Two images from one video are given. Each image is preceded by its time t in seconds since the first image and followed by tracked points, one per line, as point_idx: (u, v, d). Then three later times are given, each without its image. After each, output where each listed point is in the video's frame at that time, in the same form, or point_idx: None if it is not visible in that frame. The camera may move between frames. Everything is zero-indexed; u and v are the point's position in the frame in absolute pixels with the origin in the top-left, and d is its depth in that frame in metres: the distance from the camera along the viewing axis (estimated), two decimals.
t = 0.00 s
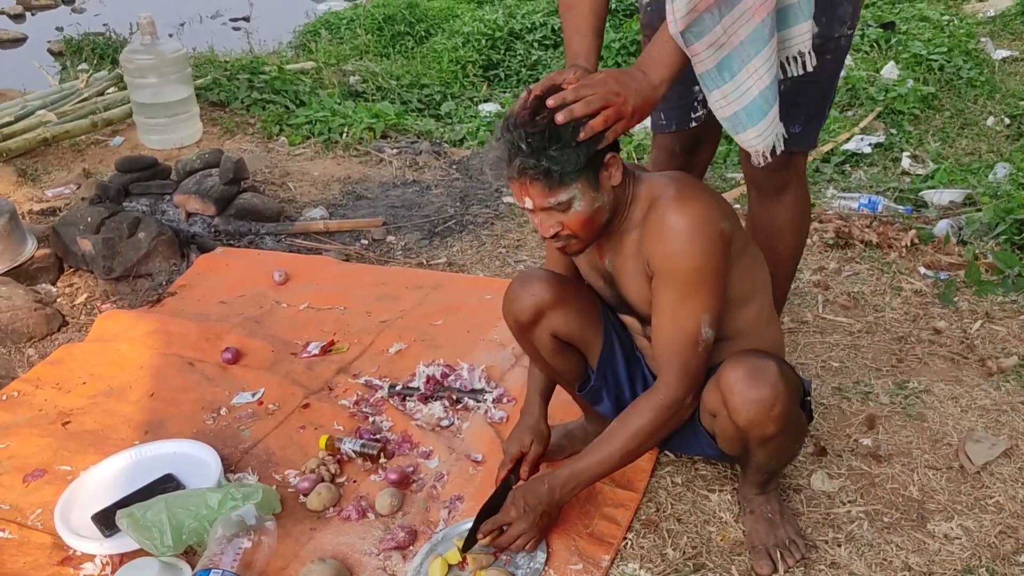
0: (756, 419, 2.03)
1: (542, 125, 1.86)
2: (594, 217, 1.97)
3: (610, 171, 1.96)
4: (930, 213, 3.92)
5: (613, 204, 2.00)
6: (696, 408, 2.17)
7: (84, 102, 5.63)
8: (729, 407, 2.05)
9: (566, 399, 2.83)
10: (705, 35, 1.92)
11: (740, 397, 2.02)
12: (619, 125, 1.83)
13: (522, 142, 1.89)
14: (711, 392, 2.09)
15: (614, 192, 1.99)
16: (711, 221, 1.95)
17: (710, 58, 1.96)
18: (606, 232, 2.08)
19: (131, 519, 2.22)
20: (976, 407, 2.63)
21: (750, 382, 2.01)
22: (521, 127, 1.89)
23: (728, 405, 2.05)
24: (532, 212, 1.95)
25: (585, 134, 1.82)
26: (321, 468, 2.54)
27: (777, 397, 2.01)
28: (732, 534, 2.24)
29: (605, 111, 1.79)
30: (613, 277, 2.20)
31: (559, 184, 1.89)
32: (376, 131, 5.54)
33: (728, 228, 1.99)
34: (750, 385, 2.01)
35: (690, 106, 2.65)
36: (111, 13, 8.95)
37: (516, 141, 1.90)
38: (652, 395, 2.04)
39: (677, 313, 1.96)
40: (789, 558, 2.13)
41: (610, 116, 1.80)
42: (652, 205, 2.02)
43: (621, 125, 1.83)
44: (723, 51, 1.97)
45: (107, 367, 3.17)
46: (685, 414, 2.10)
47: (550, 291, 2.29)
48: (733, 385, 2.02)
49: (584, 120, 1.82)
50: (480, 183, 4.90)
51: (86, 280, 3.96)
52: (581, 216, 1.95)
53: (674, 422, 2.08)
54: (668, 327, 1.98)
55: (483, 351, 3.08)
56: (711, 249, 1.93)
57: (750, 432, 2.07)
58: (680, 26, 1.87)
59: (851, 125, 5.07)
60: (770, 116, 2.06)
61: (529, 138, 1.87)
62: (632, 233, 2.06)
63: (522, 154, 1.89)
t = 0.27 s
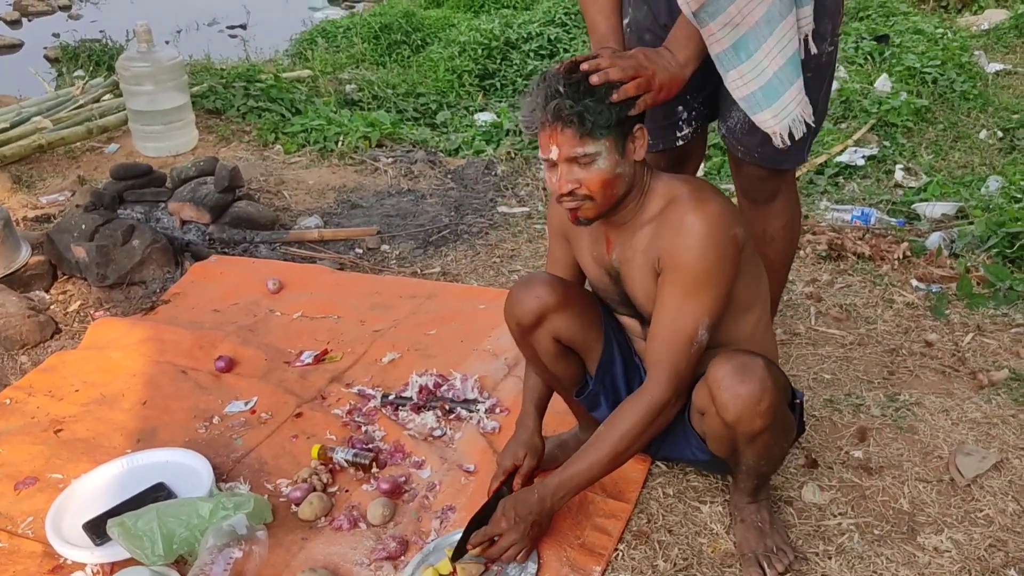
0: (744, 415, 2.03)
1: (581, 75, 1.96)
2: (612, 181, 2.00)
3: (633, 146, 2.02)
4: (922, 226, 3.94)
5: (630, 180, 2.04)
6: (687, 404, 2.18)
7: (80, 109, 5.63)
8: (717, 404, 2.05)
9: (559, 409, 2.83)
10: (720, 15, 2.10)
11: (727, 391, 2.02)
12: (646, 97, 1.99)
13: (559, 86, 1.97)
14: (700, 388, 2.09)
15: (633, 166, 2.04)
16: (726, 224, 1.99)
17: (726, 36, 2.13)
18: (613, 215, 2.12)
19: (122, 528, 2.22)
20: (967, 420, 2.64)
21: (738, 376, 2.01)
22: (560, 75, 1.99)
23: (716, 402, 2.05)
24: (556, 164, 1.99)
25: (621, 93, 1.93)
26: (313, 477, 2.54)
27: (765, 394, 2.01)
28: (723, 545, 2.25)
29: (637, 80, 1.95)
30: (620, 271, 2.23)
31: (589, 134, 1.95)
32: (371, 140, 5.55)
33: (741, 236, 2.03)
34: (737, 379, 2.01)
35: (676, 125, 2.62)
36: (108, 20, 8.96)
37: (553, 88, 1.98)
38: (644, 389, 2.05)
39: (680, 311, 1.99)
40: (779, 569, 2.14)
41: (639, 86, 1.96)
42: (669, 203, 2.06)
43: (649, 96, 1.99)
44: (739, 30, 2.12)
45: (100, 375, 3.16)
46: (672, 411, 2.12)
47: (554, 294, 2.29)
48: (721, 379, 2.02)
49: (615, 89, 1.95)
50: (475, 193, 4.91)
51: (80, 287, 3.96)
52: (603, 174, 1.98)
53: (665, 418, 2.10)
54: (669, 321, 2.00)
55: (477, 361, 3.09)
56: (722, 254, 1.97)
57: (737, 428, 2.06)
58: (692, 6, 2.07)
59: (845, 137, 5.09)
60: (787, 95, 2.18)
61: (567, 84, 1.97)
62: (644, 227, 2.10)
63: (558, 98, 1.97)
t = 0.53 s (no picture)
0: (728, 407, 2.02)
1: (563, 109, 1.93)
2: (606, 207, 2.01)
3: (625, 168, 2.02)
4: (912, 234, 3.96)
5: (624, 203, 2.05)
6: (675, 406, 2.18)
7: (72, 114, 5.62)
8: (704, 397, 2.05)
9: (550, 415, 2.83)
10: (693, 30, 2.01)
11: (712, 383, 2.01)
12: (629, 125, 1.94)
13: (544, 124, 1.95)
14: (686, 385, 2.09)
15: (625, 187, 2.04)
16: (722, 235, 2.00)
17: (699, 54, 2.03)
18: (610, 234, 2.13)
19: (111, 534, 2.21)
20: (956, 427, 2.65)
21: (723, 369, 2.01)
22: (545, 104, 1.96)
23: (701, 395, 2.05)
24: (549, 194, 2.00)
25: (596, 137, 1.90)
26: (303, 484, 2.53)
27: (750, 384, 2.01)
28: (713, 552, 2.25)
29: (614, 115, 1.90)
30: (619, 284, 2.25)
31: (577, 171, 1.94)
32: (364, 146, 5.55)
33: (736, 247, 2.04)
34: (722, 371, 2.01)
35: (660, 132, 2.60)
36: (101, 25, 8.95)
37: (538, 123, 1.96)
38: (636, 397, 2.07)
39: (675, 319, 2.00)
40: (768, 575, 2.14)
41: (619, 119, 1.91)
42: (664, 215, 2.08)
43: (632, 124, 1.94)
44: (712, 47, 2.03)
45: (89, 381, 3.15)
46: (664, 420, 2.13)
47: (553, 286, 2.28)
48: (706, 372, 2.02)
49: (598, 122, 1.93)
50: (467, 200, 4.92)
51: (71, 292, 3.95)
52: (594, 203, 1.99)
53: (657, 428, 2.11)
54: (663, 331, 2.01)
55: (468, 367, 3.09)
56: (717, 264, 1.98)
57: (721, 420, 2.06)
58: (667, 22, 1.98)
59: (836, 145, 5.12)
60: (758, 113, 2.08)
61: (551, 122, 1.95)
62: (640, 238, 2.11)
63: (544, 137, 1.96)
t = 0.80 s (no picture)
0: (718, 422, 2.03)
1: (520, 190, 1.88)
2: (587, 247, 2.02)
3: (598, 202, 2.02)
4: (903, 238, 3.98)
5: (604, 231, 2.05)
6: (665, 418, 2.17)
7: (65, 118, 5.61)
8: (693, 411, 2.05)
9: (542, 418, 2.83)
10: (634, 59, 1.81)
11: (701, 398, 2.02)
12: (585, 177, 1.89)
13: (508, 213, 1.91)
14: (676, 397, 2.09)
15: (603, 219, 2.04)
16: (701, 245, 1.99)
17: (637, 85, 1.83)
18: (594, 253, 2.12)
19: (101, 537, 2.21)
20: (946, 431, 2.67)
21: (713, 384, 2.02)
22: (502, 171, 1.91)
23: (691, 408, 2.05)
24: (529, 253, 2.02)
25: (556, 209, 1.87)
26: (294, 487, 2.53)
27: (738, 400, 2.02)
28: (704, 555, 2.26)
29: (563, 183, 1.86)
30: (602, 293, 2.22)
31: (551, 236, 1.95)
32: (358, 150, 5.55)
33: (717, 253, 2.03)
34: (711, 387, 2.01)
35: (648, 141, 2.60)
36: (94, 29, 8.95)
37: (501, 208, 1.93)
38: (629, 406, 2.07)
39: (661, 333, 2.00)
40: None
41: (572, 181, 1.87)
42: (642, 227, 2.06)
43: (588, 174, 1.89)
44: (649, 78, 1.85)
45: (80, 384, 3.14)
46: (656, 432, 2.13)
47: (538, 294, 2.31)
48: (695, 387, 2.02)
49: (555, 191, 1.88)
50: (461, 204, 4.92)
51: (62, 295, 3.93)
52: (576, 251, 2.00)
53: (651, 437, 2.12)
54: (653, 345, 2.01)
55: (460, 370, 3.09)
56: (698, 274, 1.97)
57: (711, 435, 2.07)
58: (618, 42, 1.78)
59: (828, 150, 5.14)
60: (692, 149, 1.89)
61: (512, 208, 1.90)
62: (621, 251, 2.09)
63: (509, 225, 1.93)
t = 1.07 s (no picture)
0: (709, 425, 2.03)
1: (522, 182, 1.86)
2: (583, 253, 2.00)
3: (597, 208, 2.00)
4: (901, 239, 3.99)
5: (600, 239, 2.04)
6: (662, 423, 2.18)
7: (64, 119, 5.61)
8: (683, 413, 2.05)
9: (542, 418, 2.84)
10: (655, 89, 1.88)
11: (692, 401, 2.02)
12: (588, 178, 1.86)
13: (508, 199, 1.89)
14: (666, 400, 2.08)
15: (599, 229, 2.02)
16: (697, 253, 2.00)
17: (659, 111, 1.91)
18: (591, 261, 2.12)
19: (102, 537, 2.21)
20: (944, 431, 2.67)
21: (704, 387, 2.01)
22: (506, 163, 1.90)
23: (682, 411, 2.05)
24: (522, 253, 1.98)
25: (557, 207, 1.84)
26: (294, 487, 2.53)
27: (728, 403, 2.02)
28: (703, 555, 2.27)
29: (567, 180, 1.83)
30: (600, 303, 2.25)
31: (547, 233, 1.92)
32: (357, 151, 5.56)
33: (712, 261, 2.05)
34: (702, 390, 2.01)
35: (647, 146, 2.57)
36: (93, 30, 8.95)
37: (503, 196, 1.91)
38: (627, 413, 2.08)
39: (658, 341, 2.01)
40: None
41: (576, 181, 1.84)
42: (638, 235, 2.06)
43: (591, 176, 1.86)
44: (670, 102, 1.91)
45: (80, 385, 3.14)
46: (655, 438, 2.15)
47: (540, 295, 2.31)
48: (687, 391, 2.01)
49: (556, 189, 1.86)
50: (460, 205, 4.93)
51: (62, 296, 3.94)
52: (570, 254, 1.98)
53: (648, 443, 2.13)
54: (650, 354, 2.02)
55: (460, 371, 3.10)
56: (694, 283, 1.98)
57: (703, 437, 2.07)
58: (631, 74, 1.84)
59: (826, 151, 5.15)
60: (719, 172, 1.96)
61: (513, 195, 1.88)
62: (617, 261, 2.10)
63: (508, 212, 1.90)
